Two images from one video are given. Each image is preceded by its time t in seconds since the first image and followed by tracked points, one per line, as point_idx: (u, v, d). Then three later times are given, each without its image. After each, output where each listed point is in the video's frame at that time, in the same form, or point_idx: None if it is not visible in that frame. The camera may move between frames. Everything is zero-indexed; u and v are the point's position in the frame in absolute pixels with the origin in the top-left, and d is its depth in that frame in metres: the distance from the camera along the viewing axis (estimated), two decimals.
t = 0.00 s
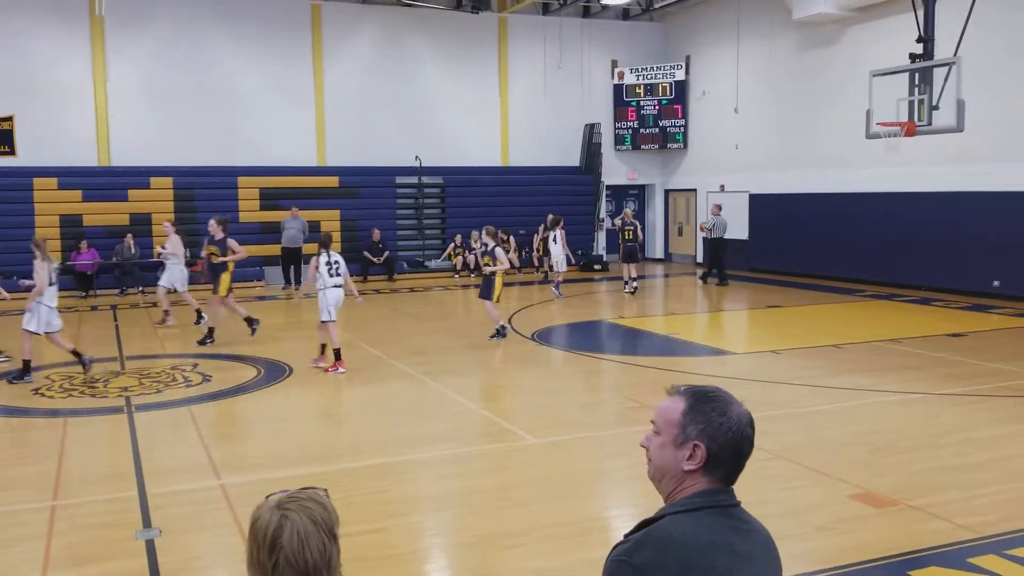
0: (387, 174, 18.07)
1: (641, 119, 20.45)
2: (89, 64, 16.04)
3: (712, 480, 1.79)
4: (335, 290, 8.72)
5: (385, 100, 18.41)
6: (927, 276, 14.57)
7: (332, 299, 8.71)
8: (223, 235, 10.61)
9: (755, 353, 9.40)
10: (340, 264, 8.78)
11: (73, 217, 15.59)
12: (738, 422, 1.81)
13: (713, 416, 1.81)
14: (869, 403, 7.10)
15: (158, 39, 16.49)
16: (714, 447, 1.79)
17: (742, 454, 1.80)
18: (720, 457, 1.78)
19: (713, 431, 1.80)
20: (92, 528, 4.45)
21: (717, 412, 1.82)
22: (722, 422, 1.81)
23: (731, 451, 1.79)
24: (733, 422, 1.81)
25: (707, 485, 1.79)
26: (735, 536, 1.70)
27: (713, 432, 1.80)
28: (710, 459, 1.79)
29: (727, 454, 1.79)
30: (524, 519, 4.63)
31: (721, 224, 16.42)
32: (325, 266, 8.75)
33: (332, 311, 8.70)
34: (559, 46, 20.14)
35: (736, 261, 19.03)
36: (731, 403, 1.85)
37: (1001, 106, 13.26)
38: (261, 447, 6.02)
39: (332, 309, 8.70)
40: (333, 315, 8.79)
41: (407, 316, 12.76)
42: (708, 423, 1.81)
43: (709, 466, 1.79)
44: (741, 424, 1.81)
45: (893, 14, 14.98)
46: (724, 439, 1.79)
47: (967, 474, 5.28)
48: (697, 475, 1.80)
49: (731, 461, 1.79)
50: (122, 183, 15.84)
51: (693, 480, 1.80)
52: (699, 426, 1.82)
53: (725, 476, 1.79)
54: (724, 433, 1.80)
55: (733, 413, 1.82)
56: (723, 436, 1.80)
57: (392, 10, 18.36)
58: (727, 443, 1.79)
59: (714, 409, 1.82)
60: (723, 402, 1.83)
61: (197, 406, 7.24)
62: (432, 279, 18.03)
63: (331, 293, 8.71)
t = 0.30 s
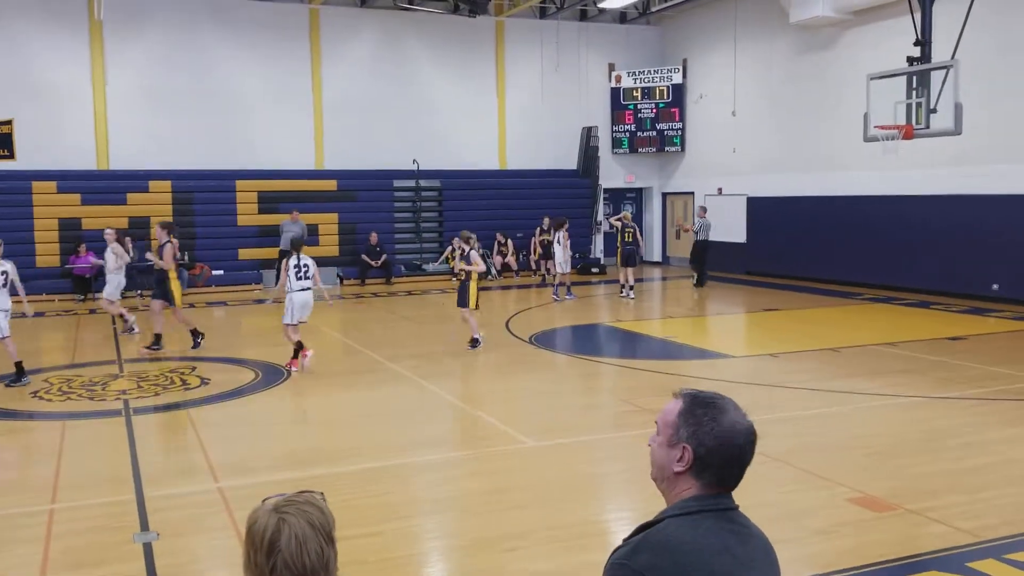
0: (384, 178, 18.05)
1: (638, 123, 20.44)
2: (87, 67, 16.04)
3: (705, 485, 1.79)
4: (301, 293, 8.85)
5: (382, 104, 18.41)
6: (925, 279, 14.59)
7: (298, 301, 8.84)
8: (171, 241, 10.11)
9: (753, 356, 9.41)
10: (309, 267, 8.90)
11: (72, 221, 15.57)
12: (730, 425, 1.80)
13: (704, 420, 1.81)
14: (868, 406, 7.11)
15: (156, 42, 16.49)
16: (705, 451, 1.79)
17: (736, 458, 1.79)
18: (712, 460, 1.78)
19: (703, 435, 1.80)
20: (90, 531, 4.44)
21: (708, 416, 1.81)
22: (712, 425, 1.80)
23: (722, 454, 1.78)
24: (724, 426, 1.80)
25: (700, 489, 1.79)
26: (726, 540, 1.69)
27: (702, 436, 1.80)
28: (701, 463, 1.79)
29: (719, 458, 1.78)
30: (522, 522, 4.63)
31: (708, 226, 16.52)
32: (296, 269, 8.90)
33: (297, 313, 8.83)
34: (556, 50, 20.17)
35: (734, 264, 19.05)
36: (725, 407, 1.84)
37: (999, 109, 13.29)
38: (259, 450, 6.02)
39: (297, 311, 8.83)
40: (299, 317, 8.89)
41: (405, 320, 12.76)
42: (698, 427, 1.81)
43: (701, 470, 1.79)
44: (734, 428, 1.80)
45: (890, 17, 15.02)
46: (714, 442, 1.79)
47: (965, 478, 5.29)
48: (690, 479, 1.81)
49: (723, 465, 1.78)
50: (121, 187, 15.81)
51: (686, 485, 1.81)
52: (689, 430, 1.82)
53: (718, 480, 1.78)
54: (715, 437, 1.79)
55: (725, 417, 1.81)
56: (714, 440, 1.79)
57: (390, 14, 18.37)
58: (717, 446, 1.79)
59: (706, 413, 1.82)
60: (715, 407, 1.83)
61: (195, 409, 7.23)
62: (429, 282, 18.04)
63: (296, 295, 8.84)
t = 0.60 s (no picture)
0: (389, 183, 18.08)
1: (643, 128, 20.42)
2: (94, 72, 16.11)
3: (677, 488, 1.94)
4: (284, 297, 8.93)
5: (387, 109, 18.44)
6: (931, 286, 14.57)
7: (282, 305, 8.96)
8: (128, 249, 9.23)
9: (758, 364, 9.39)
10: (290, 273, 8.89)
11: (77, 225, 15.61)
12: (683, 427, 1.96)
13: (662, 429, 2.00)
14: (873, 415, 7.09)
15: (162, 45, 16.55)
16: (666, 457, 1.96)
17: (696, 456, 1.93)
18: (672, 463, 1.94)
19: (661, 442, 1.98)
20: (95, 536, 4.44)
21: (664, 425, 2.00)
22: (667, 431, 1.98)
23: (681, 456, 1.94)
24: (678, 430, 1.97)
25: (675, 493, 1.94)
26: (690, 531, 1.83)
27: (662, 444, 1.98)
28: (664, 469, 1.96)
29: (678, 459, 1.94)
30: (527, 530, 4.62)
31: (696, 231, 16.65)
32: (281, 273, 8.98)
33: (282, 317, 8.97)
34: (561, 56, 20.20)
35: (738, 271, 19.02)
36: (681, 413, 2.01)
37: (1005, 116, 13.28)
38: (263, 456, 6.01)
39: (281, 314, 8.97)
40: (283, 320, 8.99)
41: (410, 325, 12.76)
42: (658, 437, 2.00)
43: (667, 474, 1.95)
44: (688, 429, 1.96)
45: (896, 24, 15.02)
46: (671, 447, 1.96)
47: (972, 488, 5.26)
48: (665, 486, 1.96)
49: (685, 465, 1.93)
50: (126, 192, 15.88)
51: (666, 494, 1.97)
52: (655, 443, 2.01)
53: (684, 479, 1.93)
54: (670, 441, 1.96)
55: (678, 421, 1.98)
56: (671, 445, 1.96)
57: (395, 19, 18.42)
58: (674, 449, 1.95)
59: (664, 423, 2.00)
60: (670, 416, 2.01)
61: (200, 414, 7.24)
62: (433, 288, 18.04)
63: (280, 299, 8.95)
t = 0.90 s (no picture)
0: (403, 185, 18.11)
1: (657, 129, 20.38)
2: (111, 74, 16.22)
3: (680, 491, 1.94)
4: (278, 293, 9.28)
5: (401, 110, 18.48)
6: (948, 288, 14.46)
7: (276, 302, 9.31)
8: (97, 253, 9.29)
9: (773, 366, 9.35)
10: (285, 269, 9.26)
11: (95, 226, 15.73)
12: (678, 429, 1.97)
13: (660, 434, 2.01)
14: (890, 417, 7.03)
15: (178, 46, 16.64)
16: (666, 461, 1.97)
17: (693, 457, 1.93)
18: (671, 466, 1.95)
19: (660, 447, 1.99)
20: (113, 535, 4.47)
21: (661, 430, 2.01)
22: (664, 436, 1.99)
23: (679, 458, 1.95)
24: (674, 432, 1.98)
25: (678, 496, 1.95)
26: (694, 531, 1.83)
27: (661, 449, 1.99)
28: (666, 473, 1.97)
29: (676, 461, 1.95)
30: (542, 531, 4.61)
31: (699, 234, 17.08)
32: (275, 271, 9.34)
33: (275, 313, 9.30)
34: (575, 57, 20.18)
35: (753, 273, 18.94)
36: (676, 416, 2.02)
37: None
38: (279, 456, 6.03)
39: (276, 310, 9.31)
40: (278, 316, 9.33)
41: (424, 326, 12.78)
42: (657, 442, 2.01)
43: (669, 477, 1.96)
44: (683, 430, 1.97)
45: (913, 23, 14.91)
46: (668, 450, 1.97)
47: (991, 491, 5.21)
48: (669, 490, 1.97)
49: (684, 467, 1.94)
50: (143, 194, 16.00)
51: (672, 499, 1.97)
52: (655, 449, 2.02)
53: (684, 481, 1.94)
54: (667, 445, 1.98)
55: (673, 424, 1.99)
56: (669, 448, 1.97)
57: (410, 21, 18.46)
58: (671, 452, 1.96)
59: (661, 429, 2.01)
60: (666, 420, 2.02)
61: (216, 414, 7.27)
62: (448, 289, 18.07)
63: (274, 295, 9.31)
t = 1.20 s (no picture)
0: (425, 188, 18.19)
1: (680, 133, 20.32)
2: (137, 77, 16.43)
3: (705, 495, 1.95)
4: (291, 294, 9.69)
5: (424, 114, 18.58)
6: (974, 294, 14.30)
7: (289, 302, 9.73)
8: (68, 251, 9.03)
9: (795, 371, 9.28)
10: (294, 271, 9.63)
11: (121, 228, 15.94)
12: (703, 433, 1.97)
13: (684, 438, 2.01)
14: (914, 424, 6.96)
15: (203, 49, 16.82)
16: (691, 466, 1.98)
17: (718, 462, 1.94)
18: (697, 471, 1.95)
19: (684, 451, 1.99)
20: (139, 533, 4.53)
21: (685, 435, 2.01)
22: (689, 440, 1.99)
23: (703, 463, 1.95)
24: (698, 437, 1.98)
25: (702, 501, 1.95)
26: (719, 534, 1.83)
27: (685, 453, 1.99)
28: (691, 478, 1.97)
29: (702, 466, 1.95)
30: (564, 534, 4.61)
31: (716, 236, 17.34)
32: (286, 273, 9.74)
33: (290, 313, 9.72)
34: (598, 60, 20.18)
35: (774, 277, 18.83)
36: (701, 421, 2.01)
37: None
38: (302, 457, 6.08)
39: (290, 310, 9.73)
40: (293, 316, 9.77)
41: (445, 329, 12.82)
42: (681, 447, 2.01)
43: (693, 482, 1.96)
44: (708, 435, 1.97)
45: (940, 26, 14.78)
46: (693, 455, 1.97)
47: (1018, 499, 5.15)
48: (694, 494, 1.97)
49: (709, 471, 1.94)
50: (168, 196, 16.17)
51: (696, 503, 1.98)
52: (679, 453, 2.02)
53: (710, 486, 1.94)
54: (692, 449, 1.98)
55: (698, 429, 1.99)
56: (693, 453, 1.98)
57: (433, 25, 18.55)
58: (696, 457, 1.96)
59: (684, 433, 2.02)
60: (690, 425, 2.02)
61: (239, 414, 7.34)
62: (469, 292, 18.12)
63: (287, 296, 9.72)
